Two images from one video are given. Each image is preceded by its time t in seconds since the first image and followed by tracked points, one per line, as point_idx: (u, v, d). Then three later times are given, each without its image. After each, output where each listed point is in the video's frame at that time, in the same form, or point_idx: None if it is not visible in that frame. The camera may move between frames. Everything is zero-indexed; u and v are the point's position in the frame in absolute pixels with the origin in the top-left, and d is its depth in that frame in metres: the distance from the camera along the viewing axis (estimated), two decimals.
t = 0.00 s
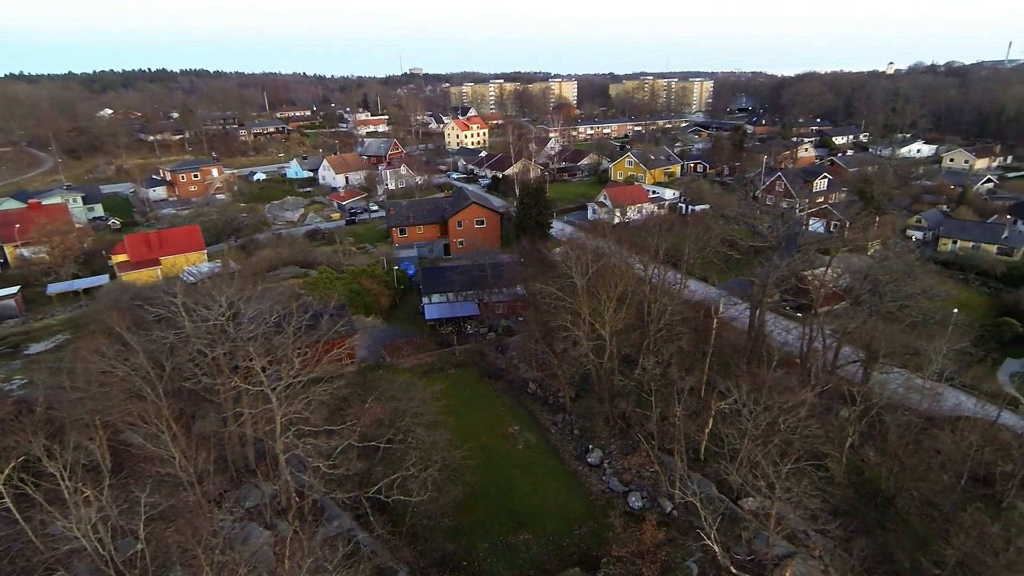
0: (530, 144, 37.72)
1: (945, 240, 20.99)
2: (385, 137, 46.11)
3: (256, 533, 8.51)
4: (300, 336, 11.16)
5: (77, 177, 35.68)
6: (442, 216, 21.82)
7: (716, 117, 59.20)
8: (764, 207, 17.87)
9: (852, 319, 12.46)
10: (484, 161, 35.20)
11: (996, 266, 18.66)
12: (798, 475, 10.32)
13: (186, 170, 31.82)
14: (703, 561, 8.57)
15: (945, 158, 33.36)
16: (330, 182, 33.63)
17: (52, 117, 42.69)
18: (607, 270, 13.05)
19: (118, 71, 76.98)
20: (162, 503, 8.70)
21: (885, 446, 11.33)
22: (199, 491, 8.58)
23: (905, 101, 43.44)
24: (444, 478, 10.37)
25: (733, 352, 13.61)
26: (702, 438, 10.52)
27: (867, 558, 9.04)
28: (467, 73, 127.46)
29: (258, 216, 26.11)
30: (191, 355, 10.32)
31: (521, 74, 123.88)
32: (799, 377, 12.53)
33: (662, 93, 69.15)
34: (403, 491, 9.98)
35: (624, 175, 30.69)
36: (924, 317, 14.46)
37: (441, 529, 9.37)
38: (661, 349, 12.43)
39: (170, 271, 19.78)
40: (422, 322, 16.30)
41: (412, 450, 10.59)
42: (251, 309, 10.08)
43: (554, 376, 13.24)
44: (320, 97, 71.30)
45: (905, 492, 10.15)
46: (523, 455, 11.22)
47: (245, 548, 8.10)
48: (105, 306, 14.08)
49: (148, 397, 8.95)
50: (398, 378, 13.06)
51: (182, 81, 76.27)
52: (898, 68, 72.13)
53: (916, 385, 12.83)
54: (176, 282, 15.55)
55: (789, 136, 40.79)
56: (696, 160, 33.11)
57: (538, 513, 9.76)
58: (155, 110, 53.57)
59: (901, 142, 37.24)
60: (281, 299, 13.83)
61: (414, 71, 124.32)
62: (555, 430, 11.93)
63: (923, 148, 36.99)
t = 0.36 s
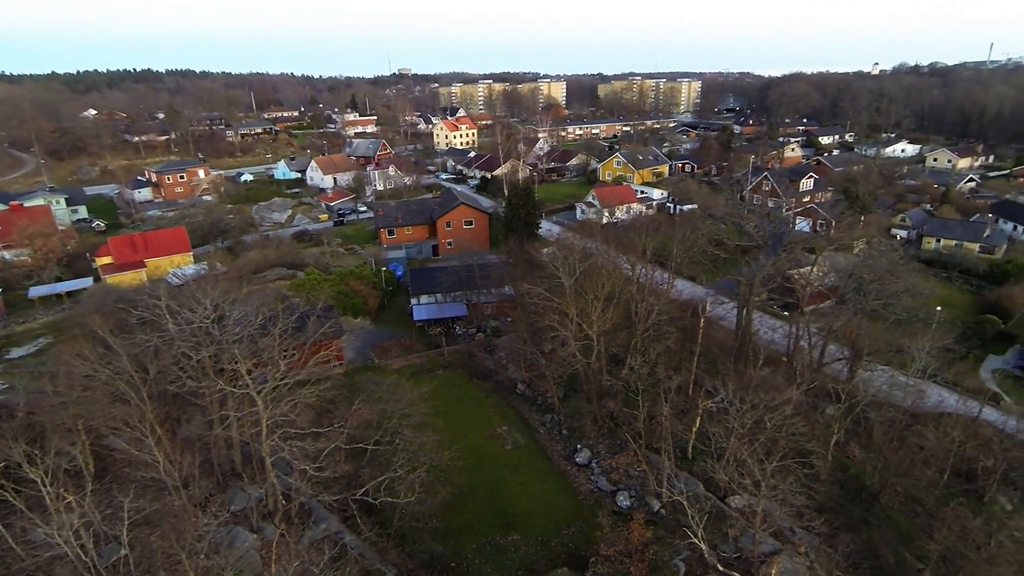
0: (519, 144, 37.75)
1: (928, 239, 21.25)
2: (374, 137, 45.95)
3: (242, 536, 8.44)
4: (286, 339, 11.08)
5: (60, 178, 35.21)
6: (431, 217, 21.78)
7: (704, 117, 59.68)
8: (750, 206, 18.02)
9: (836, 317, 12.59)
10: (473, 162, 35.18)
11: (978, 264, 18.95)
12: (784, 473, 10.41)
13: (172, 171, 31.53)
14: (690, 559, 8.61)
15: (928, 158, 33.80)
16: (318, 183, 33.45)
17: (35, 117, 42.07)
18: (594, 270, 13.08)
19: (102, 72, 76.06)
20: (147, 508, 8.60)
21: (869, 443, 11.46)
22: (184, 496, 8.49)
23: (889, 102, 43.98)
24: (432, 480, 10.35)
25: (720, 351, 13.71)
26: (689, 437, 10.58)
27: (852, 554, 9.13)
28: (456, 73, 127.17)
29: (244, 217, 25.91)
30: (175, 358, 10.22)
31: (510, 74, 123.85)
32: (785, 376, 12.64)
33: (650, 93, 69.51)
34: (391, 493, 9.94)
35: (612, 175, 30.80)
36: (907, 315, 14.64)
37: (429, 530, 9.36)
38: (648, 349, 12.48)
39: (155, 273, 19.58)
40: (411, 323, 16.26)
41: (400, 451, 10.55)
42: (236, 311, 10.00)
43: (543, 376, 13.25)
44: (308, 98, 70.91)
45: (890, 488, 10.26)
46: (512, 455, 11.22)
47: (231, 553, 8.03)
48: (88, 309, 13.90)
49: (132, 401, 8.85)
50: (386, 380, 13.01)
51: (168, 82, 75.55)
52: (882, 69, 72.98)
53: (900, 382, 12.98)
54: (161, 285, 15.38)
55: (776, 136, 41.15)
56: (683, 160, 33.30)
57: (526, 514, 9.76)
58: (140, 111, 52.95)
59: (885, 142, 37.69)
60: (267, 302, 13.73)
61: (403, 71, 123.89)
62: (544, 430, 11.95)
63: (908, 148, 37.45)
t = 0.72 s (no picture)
0: (507, 144, 37.77)
1: (911, 237, 21.53)
2: (361, 138, 45.75)
3: (226, 541, 8.36)
4: (271, 341, 10.99)
5: (41, 180, 34.67)
6: (418, 218, 21.72)
7: (691, 117, 60.12)
8: (736, 206, 18.16)
9: (821, 315, 12.72)
10: (461, 162, 35.13)
11: (959, 262, 19.24)
12: (769, 470, 10.50)
13: (156, 172, 31.16)
14: (676, 556, 8.65)
15: (911, 157, 34.26)
16: (304, 184, 33.24)
17: (15, 117, 41.37)
18: (581, 270, 13.12)
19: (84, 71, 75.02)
20: (129, 514, 8.50)
21: (853, 439, 11.59)
22: (168, 500, 8.39)
23: (872, 102, 44.53)
24: (419, 481, 10.32)
25: (706, 349, 13.81)
26: (676, 436, 10.63)
27: (835, 549, 9.24)
28: (444, 73, 127.16)
29: (230, 218, 25.66)
30: (158, 361, 10.11)
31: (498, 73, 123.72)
32: (770, 373, 12.75)
33: (638, 94, 69.82)
34: (377, 495, 9.91)
35: (600, 175, 30.90)
36: (890, 312, 14.83)
37: (416, 532, 9.34)
38: (635, 348, 12.53)
39: (138, 275, 19.34)
40: (398, 324, 16.20)
41: (386, 453, 10.51)
42: (219, 313, 9.91)
43: (531, 376, 13.27)
44: (295, 98, 70.42)
45: (873, 483, 10.39)
46: (499, 456, 11.23)
47: (215, 557, 7.96)
48: (69, 312, 13.69)
49: (113, 405, 8.74)
50: (373, 382, 12.95)
51: (151, 82, 74.66)
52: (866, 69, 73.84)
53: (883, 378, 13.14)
54: (144, 287, 15.21)
55: (762, 135, 41.51)
56: (670, 160, 33.49)
57: (514, 514, 9.77)
58: (123, 111, 52.24)
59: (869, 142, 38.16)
60: (252, 303, 13.62)
61: (391, 72, 123.57)
62: (531, 430, 11.96)
63: (891, 148, 37.93)
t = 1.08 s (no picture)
0: (497, 145, 37.79)
1: (897, 237, 21.75)
2: (351, 139, 45.61)
3: (213, 545, 8.28)
4: (258, 344, 10.91)
5: (26, 182, 34.25)
6: (408, 219, 21.67)
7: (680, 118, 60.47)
8: (724, 206, 18.28)
9: (808, 315, 12.82)
10: (451, 164, 35.11)
11: (945, 261, 19.45)
12: (756, 469, 10.56)
13: (143, 174, 30.87)
14: (666, 556, 8.67)
15: (896, 158, 34.63)
16: (294, 185, 33.09)
17: None
18: (569, 271, 13.14)
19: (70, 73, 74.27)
20: (115, 519, 8.40)
21: (840, 438, 11.67)
22: (154, 505, 8.31)
23: (859, 103, 44.97)
24: (409, 483, 10.29)
25: (694, 349, 13.88)
26: (665, 435, 10.67)
27: (823, 547, 9.30)
28: (435, 74, 127.15)
29: (218, 220, 25.46)
30: (143, 364, 10.01)
31: (488, 74, 123.67)
32: (758, 373, 12.83)
33: (627, 95, 70.16)
34: (366, 497, 9.86)
35: (590, 176, 31.00)
36: (876, 311, 14.98)
37: (406, 534, 9.31)
38: (624, 348, 12.56)
39: (125, 278, 19.15)
40: (388, 326, 16.15)
41: (375, 455, 10.47)
42: (205, 316, 9.82)
43: (520, 377, 13.28)
44: (284, 99, 70.13)
45: (860, 481, 10.48)
46: (489, 457, 11.22)
47: (201, 562, 7.88)
48: (53, 317, 13.54)
49: (98, 410, 8.64)
50: (362, 384, 12.91)
51: (138, 83, 73.97)
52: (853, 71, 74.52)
53: (869, 377, 13.26)
54: (130, 290, 15.06)
55: (750, 136, 41.82)
56: (660, 160, 33.63)
57: (504, 515, 9.77)
58: (109, 112, 51.74)
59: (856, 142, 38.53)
60: (239, 306, 13.51)
61: (380, 73, 123.26)
62: (521, 431, 11.96)
63: (877, 148, 38.31)
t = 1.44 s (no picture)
0: (489, 147, 37.80)
1: (886, 238, 21.93)
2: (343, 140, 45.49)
3: (201, 549, 8.22)
4: (247, 346, 10.84)
5: (13, 184, 33.90)
6: (400, 220, 21.63)
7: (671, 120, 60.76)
8: (715, 207, 18.37)
9: (797, 315, 12.91)
10: (443, 165, 35.11)
11: (933, 261, 19.61)
12: (746, 469, 10.60)
13: (132, 176, 30.61)
14: (656, 557, 8.69)
15: (886, 159, 34.92)
16: (285, 187, 32.95)
17: None
18: (560, 273, 13.17)
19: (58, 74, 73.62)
20: (102, 523, 8.32)
21: (830, 437, 11.74)
22: (142, 509, 8.24)
23: (848, 104, 45.33)
24: (399, 485, 10.26)
25: (685, 350, 13.94)
26: (655, 436, 10.70)
27: (812, 546, 9.34)
28: (427, 76, 127.19)
29: (209, 222, 25.31)
30: (131, 367, 9.94)
31: (481, 76, 123.73)
32: (748, 373, 12.90)
33: (619, 97, 70.42)
34: (356, 500, 9.82)
35: (581, 177, 31.07)
36: (866, 311, 15.08)
37: (396, 536, 9.28)
38: (615, 349, 12.59)
39: (114, 281, 18.99)
40: (379, 328, 16.11)
41: (366, 458, 10.43)
42: (193, 319, 9.76)
43: (512, 379, 13.28)
44: (276, 101, 69.88)
45: (849, 480, 10.54)
46: (480, 459, 11.21)
47: (189, 567, 7.81)
48: (40, 320, 13.39)
49: (85, 414, 8.55)
50: (353, 387, 12.86)
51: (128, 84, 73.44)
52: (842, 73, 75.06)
53: (859, 376, 13.34)
54: (118, 293, 14.93)
55: (741, 138, 42.06)
56: (651, 162, 33.76)
57: (495, 516, 9.76)
58: (99, 113, 51.34)
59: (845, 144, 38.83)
60: (229, 309, 13.43)
61: (372, 74, 123.13)
62: (512, 433, 11.96)
63: (867, 149, 38.61)
